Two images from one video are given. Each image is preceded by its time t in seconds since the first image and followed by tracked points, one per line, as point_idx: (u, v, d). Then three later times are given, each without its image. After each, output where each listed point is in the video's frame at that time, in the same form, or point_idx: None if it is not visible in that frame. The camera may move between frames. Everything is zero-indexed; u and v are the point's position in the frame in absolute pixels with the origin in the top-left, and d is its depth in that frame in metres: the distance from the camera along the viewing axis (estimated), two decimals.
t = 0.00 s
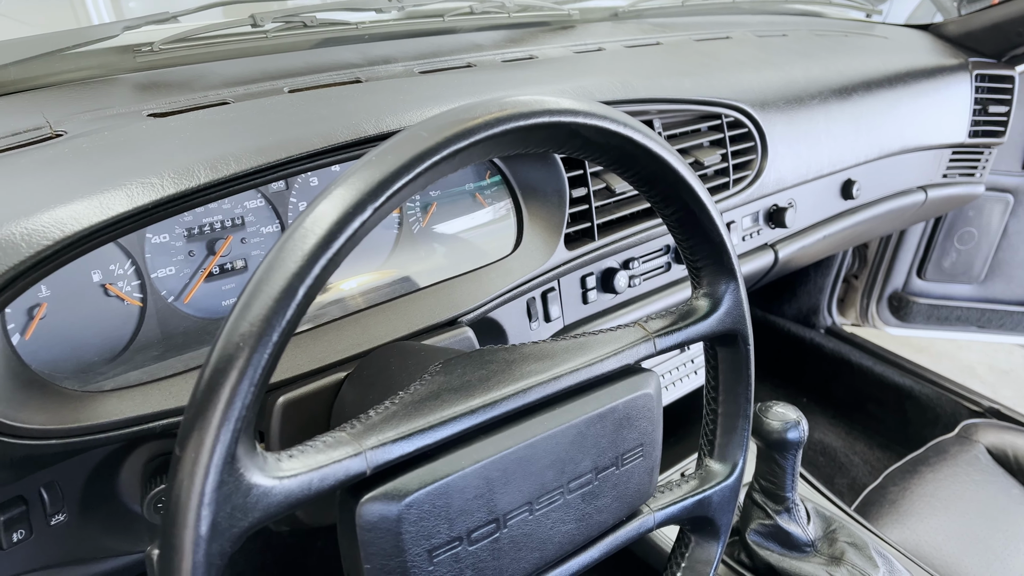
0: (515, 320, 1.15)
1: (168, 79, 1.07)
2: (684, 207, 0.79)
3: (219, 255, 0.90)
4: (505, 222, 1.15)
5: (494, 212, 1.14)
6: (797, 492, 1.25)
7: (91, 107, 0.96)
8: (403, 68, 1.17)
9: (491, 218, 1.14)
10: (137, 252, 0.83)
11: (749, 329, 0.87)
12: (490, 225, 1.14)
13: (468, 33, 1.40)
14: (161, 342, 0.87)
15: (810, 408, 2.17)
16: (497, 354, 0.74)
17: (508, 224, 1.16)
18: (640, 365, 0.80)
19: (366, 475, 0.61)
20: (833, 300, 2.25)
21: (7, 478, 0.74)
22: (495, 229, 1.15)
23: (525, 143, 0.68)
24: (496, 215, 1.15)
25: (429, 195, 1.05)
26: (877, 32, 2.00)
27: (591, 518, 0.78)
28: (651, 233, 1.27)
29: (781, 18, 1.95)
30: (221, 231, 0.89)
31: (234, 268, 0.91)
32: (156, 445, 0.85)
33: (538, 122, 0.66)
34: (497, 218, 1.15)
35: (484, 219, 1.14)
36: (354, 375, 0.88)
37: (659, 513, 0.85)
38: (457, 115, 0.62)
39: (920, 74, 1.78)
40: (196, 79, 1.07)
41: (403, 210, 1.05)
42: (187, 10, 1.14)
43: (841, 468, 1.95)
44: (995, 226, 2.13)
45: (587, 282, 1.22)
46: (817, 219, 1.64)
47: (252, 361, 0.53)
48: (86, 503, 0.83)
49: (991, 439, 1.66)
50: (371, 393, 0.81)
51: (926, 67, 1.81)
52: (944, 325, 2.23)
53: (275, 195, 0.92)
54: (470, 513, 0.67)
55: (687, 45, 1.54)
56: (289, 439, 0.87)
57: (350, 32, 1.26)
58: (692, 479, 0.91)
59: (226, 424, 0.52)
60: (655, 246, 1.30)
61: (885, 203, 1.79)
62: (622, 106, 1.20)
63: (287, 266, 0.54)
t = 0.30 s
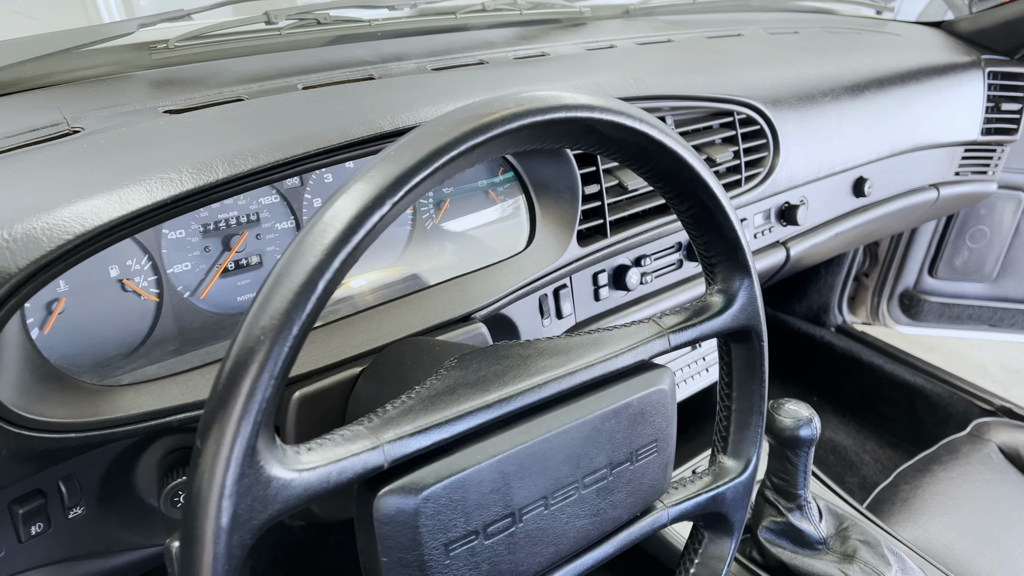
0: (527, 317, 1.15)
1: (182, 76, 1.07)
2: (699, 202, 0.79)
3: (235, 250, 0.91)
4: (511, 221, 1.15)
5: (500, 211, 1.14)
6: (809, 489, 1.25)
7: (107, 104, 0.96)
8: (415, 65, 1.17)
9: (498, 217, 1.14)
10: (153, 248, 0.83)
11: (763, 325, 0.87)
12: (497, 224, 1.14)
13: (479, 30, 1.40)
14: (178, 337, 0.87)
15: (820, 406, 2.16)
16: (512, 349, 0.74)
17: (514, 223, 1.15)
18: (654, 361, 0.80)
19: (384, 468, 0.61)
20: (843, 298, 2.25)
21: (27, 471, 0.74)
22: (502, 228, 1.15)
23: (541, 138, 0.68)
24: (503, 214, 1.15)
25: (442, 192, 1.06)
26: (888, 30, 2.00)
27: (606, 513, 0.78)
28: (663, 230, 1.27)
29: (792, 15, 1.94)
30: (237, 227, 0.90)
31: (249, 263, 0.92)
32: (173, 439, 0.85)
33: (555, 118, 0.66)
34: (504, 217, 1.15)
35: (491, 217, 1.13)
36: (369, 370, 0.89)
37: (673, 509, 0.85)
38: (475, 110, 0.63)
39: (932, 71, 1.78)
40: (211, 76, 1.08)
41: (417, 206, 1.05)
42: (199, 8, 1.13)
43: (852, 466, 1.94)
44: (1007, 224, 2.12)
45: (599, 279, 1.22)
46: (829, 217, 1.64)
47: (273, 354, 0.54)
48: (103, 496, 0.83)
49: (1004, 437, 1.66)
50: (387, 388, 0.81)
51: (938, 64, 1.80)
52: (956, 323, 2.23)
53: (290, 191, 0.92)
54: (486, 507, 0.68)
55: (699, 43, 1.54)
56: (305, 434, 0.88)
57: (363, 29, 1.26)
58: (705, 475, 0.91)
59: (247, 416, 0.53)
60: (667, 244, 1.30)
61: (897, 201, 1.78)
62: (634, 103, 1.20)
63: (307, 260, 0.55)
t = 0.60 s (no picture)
0: (540, 314, 1.15)
1: (199, 74, 1.08)
2: (714, 199, 0.80)
3: (252, 247, 0.91)
4: (518, 220, 1.16)
5: (507, 211, 1.15)
6: (820, 486, 1.25)
7: (125, 102, 0.97)
8: (429, 64, 1.17)
9: (505, 216, 1.15)
10: (173, 244, 0.84)
11: (777, 322, 0.88)
12: (505, 223, 1.15)
13: (492, 29, 1.41)
14: (196, 332, 0.88)
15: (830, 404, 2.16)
16: (527, 345, 0.75)
17: (521, 223, 1.16)
18: (669, 357, 0.80)
19: (404, 462, 0.62)
20: (853, 297, 2.26)
21: (50, 465, 0.75)
22: (510, 227, 1.15)
23: (558, 135, 0.69)
24: (511, 214, 1.15)
25: (457, 191, 1.07)
26: (900, 28, 1.99)
27: (621, 508, 0.79)
28: (675, 228, 1.27)
29: (802, 13, 1.94)
30: (254, 224, 0.90)
31: (266, 260, 0.93)
32: (192, 434, 0.86)
33: (573, 115, 0.67)
34: (512, 217, 1.15)
35: (498, 216, 1.14)
36: (385, 366, 0.90)
37: (686, 505, 0.86)
38: (493, 107, 0.63)
39: (944, 70, 1.77)
40: (227, 74, 1.09)
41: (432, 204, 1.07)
42: (216, 7, 1.15)
43: (862, 465, 1.93)
44: (1019, 223, 2.11)
45: (611, 276, 1.22)
46: (840, 215, 1.64)
47: (296, 348, 0.54)
48: (124, 490, 0.84)
49: (1016, 436, 1.66)
50: (404, 383, 0.82)
51: (949, 63, 1.80)
52: (966, 322, 2.23)
53: (307, 189, 0.93)
54: (504, 500, 0.68)
55: (711, 41, 1.54)
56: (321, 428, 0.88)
57: (377, 27, 1.27)
58: (719, 471, 0.91)
59: (271, 409, 0.53)
60: (678, 241, 1.31)
61: (907, 199, 1.78)
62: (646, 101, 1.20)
63: (330, 256, 0.55)
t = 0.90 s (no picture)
0: (549, 311, 1.16)
1: (211, 72, 1.09)
2: (724, 196, 0.80)
3: (266, 243, 0.92)
4: (524, 218, 1.17)
5: (513, 209, 1.15)
6: (829, 483, 1.26)
7: (139, 99, 0.98)
8: (439, 62, 1.18)
9: (511, 214, 1.15)
10: (187, 240, 0.85)
11: (787, 318, 0.88)
12: (511, 221, 1.15)
13: (501, 27, 1.42)
14: (210, 327, 0.89)
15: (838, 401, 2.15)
16: (539, 341, 0.76)
17: (528, 220, 1.17)
18: (679, 353, 0.81)
19: (418, 454, 0.62)
20: (861, 295, 2.26)
21: (68, 457, 0.76)
22: (516, 225, 1.16)
23: (570, 132, 0.69)
24: (517, 211, 1.16)
25: (467, 188, 1.08)
26: (909, 26, 1.99)
27: (632, 502, 0.79)
28: (684, 225, 1.28)
29: (811, 11, 1.94)
30: (268, 220, 0.91)
31: (279, 256, 0.93)
32: (205, 427, 0.87)
33: (585, 112, 0.67)
34: (517, 214, 1.16)
35: (504, 214, 1.14)
36: (398, 361, 0.90)
37: (696, 499, 0.86)
38: (506, 104, 0.64)
39: (953, 68, 1.77)
40: (240, 72, 1.10)
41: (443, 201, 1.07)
42: (227, 5, 1.15)
43: (870, 463, 1.92)
44: None
45: (620, 273, 1.22)
46: (849, 213, 1.64)
47: (313, 341, 0.55)
48: (139, 483, 0.85)
49: None
50: (415, 377, 0.83)
51: (959, 61, 1.79)
52: (975, 320, 2.21)
53: (319, 186, 0.94)
54: (516, 493, 0.69)
55: (720, 39, 1.54)
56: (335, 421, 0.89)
57: (388, 25, 1.28)
58: (728, 466, 0.92)
59: (289, 401, 0.54)
60: (687, 239, 1.31)
61: (916, 197, 1.78)
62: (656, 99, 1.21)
63: (346, 252, 0.56)
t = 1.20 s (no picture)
0: (558, 305, 1.17)
1: (224, 68, 1.10)
2: (733, 190, 0.81)
3: (279, 237, 0.93)
4: (530, 213, 1.17)
5: (519, 204, 1.15)
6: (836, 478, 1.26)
7: (154, 95, 1.00)
8: (449, 58, 1.19)
9: (517, 210, 1.15)
10: (202, 234, 0.86)
11: (795, 312, 0.89)
12: (517, 217, 1.15)
13: (510, 23, 1.42)
14: (224, 320, 0.91)
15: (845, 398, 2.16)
16: (548, 334, 0.77)
17: (533, 216, 1.17)
18: (688, 345, 0.82)
19: (431, 444, 0.63)
20: (868, 293, 2.26)
21: (86, 446, 0.77)
22: (522, 220, 1.16)
23: (581, 126, 0.70)
24: (523, 207, 1.16)
25: (476, 182, 1.08)
26: (918, 23, 1.99)
27: (641, 493, 0.80)
28: (693, 221, 1.28)
29: (819, 9, 1.94)
30: (280, 214, 0.92)
31: (292, 250, 0.95)
32: (219, 419, 0.88)
33: (596, 106, 0.68)
34: (523, 210, 1.16)
35: (511, 210, 1.14)
36: (409, 354, 0.91)
37: (704, 492, 0.87)
38: (517, 99, 0.65)
39: (962, 65, 1.77)
40: (252, 68, 1.11)
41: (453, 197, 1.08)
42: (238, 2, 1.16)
43: (877, 460, 1.92)
44: None
45: (628, 269, 1.23)
46: (856, 209, 1.64)
47: (329, 331, 0.56)
48: (154, 472, 0.86)
49: None
50: (426, 369, 0.84)
51: (967, 57, 1.79)
52: (982, 318, 2.23)
53: (331, 180, 0.95)
54: (527, 483, 0.70)
55: (728, 35, 1.55)
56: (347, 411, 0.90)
57: (398, 22, 1.29)
58: (736, 459, 0.92)
59: (305, 389, 0.55)
60: (695, 234, 1.32)
61: (924, 194, 1.77)
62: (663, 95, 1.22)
63: (361, 243, 0.57)
